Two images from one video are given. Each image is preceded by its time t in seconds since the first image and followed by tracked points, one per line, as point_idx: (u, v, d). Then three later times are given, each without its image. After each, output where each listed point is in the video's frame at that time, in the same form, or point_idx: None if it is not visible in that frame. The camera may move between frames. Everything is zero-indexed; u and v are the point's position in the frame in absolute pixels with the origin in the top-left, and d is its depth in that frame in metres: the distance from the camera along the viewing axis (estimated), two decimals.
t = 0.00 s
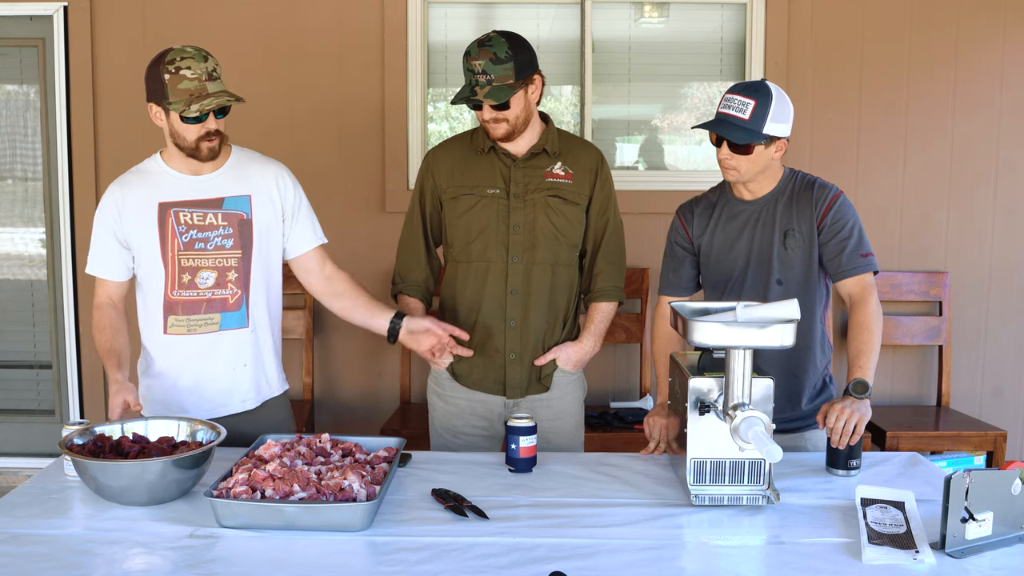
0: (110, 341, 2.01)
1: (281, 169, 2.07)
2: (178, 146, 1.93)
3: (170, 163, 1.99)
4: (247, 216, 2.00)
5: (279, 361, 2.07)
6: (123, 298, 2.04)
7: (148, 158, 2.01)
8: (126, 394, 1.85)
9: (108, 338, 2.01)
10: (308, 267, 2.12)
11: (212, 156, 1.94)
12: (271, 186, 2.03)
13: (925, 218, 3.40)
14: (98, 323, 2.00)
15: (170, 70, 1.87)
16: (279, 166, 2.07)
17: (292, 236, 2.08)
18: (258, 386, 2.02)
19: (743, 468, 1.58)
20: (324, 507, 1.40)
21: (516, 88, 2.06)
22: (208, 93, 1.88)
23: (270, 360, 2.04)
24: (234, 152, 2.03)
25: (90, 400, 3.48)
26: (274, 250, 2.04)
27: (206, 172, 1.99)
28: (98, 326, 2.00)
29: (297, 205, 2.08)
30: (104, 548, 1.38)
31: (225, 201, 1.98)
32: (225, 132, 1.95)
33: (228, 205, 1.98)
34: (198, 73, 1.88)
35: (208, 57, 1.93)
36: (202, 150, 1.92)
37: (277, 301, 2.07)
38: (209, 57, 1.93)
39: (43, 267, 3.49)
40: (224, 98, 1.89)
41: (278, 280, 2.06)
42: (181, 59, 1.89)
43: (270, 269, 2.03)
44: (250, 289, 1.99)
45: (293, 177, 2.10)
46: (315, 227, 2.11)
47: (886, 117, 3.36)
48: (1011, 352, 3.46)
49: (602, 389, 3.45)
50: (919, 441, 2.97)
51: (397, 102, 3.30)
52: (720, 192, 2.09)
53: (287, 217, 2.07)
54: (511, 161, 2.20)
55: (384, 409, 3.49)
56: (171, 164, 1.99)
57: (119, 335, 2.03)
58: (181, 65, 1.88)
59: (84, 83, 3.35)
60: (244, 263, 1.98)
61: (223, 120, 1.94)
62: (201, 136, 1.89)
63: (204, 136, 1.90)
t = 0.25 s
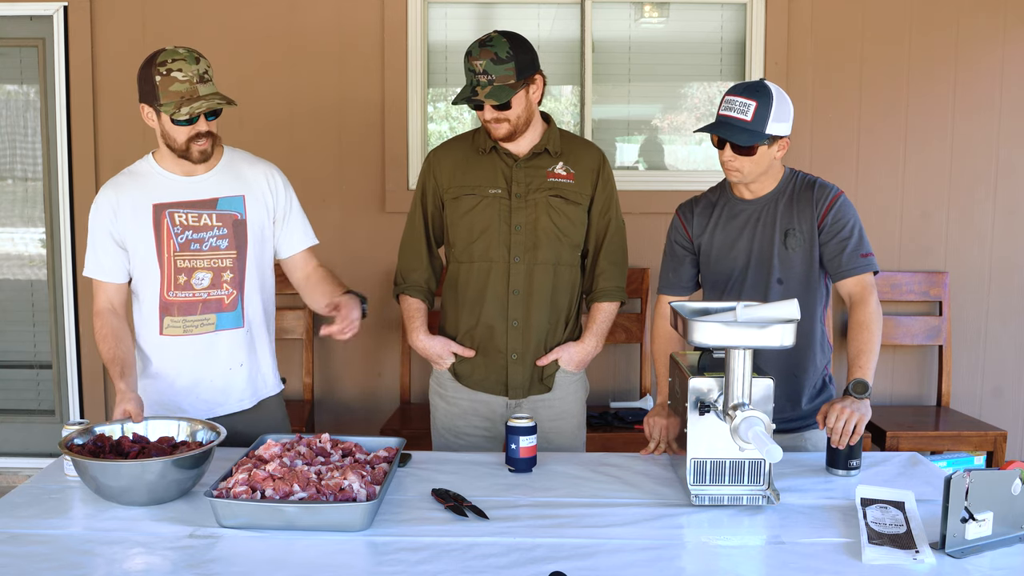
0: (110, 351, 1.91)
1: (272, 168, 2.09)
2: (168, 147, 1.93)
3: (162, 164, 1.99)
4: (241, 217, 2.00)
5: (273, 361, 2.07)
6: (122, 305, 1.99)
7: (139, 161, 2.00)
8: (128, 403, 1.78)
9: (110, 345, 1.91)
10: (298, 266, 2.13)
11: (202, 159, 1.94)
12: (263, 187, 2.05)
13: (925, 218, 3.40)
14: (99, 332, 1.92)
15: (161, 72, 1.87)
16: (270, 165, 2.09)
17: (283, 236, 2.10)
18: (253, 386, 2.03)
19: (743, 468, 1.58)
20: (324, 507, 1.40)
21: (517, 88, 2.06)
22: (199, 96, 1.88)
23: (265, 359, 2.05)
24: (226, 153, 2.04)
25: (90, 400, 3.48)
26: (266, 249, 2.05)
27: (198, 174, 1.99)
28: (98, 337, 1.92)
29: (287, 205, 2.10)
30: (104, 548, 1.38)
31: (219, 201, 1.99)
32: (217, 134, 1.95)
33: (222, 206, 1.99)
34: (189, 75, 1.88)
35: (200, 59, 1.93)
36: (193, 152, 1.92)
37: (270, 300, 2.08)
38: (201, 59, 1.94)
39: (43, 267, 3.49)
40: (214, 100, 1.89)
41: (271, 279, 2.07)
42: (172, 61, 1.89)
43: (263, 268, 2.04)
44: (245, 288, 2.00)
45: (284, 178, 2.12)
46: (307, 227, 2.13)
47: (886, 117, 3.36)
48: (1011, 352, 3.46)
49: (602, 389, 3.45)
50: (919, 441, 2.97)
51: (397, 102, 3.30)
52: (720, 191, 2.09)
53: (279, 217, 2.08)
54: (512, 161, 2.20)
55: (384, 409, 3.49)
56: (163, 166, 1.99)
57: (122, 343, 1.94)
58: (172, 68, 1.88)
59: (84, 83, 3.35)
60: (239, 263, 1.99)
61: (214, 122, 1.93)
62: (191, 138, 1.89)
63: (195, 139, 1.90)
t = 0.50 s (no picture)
0: (106, 356, 1.92)
1: (269, 169, 2.09)
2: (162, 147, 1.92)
3: (158, 164, 1.99)
4: (238, 217, 2.00)
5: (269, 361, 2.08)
6: (119, 306, 1.99)
7: (136, 160, 2.00)
8: (126, 407, 1.75)
9: (107, 351, 1.92)
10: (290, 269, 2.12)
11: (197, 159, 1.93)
12: (259, 187, 2.04)
13: (925, 218, 3.40)
14: (96, 336, 1.93)
15: (151, 73, 1.86)
16: (267, 166, 2.09)
17: (277, 240, 2.09)
18: (250, 387, 2.02)
19: (743, 467, 1.58)
20: (323, 507, 1.40)
21: (519, 87, 2.06)
22: (189, 96, 1.87)
23: (262, 360, 2.05)
24: (223, 154, 2.04)
25: (90, 400, 3.48)
26: (262, 250, 2.05)
27: (195, 174, 1.99)
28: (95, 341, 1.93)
29: (282, 205, 2.09)
30: (104, 548, 1.38)
31: (216, 202, 1.99)
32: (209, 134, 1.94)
33: (218, 206, 1.99)
34: (179, 76, 1.87)
35: (190, 59, 1.92)
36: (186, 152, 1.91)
37: (267, 301, 2.07)
38: (191, 59, 1.93)
39: (43, 267, 3.49)
40: (205, 101, 1.88)
41: (265, 281, 2.06)
42: (162, 62, 1.88)
43: (259, 269, 2.04)
44: (241, 289, 1.99)
45: (281, 179, 2.12)
46: (301, 227, 2.13)
47: (885, 117, 3.36)
48: (1011, 352, 3.46)
49: (602, 389, 3.45)
50: (918, 441, 2.97)
51: (397, 102, 3.30)
52: (720, 191, 2.09)
53: (275, 219, 2.08)
54: (513, 161, 2.20)
55: (384, 409, 3.49)
56: (159, 166, 1.99)
57: (119, 349, 1.94)
58: (161, 69, 1.87)
59: (84, 83, 3.35)
60: (235, 263, 1.99)
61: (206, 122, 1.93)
62: (184, 138, 1.89)
63: (188, 139, 1.89)
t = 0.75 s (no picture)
0: (103, 358, 1.92)
1: (265, 169, 2.09)
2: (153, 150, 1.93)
3: (152, 165, 1.99)
4: (233, 218, 2.00)
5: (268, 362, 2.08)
6: (115, 308, 2.00)
7: (131, 162, 2.00)
8: (126, 408, 1.76)
9: (104, 353, 1.93)
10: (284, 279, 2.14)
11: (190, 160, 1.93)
12: (255, 188, 2.04)
13: (925, 219, 3.40)
14: (93, 338, 1.94)
15: (138, 79, 1.86)
16: (263, 166, 2.09)
17: (272, 242, 2.09)
18: (246, 387, 2.02)
19: (743, 467, 1.58)
20: (324, 507, 1.40)
21: (519, 88, 2.06)
22: (177, 100, 1.87)
23: (259, 360, 2.04)
24: (217, 155, 2.03)
25: (90, 400, 3.48)
26: (257, 251, 2.06)
27: (189, 176, 1.99)
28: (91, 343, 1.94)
29: (277, 206, 2.09)
30: (104, 548, 1.38)
31: (210, 203, 1.98)
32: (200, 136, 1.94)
33: (213, 208, 1.98)
34: (166, 80, 1.87)
35: (178, 61, 1.92)
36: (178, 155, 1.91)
37: (263, 301, 2.07)
38: (179, 61, 1.92)
39: (43, 267, 3.49)
40: (194, 105, 1.88)
41: (262, 281, 2.06)
42: (149, 66, 1.88)
43: (255, 270, 2.04)
44: (236, 290, 1.99)
45: (276, 179, 2.12)
46: (296, 225, 2.12)
47: (885, 117, 3.36)
48: (1011, 352, 3.46)
49: (602, 389, 3.45)
50: (919, 441, 2.97)
51: (397, 102, 3.30)
52: (720, 191, 2.09)
53: (270, 220, 2.08)
54: (513, 161, 2.20)
55: (384, 409, 3.49)
56: (154, 167, 1.98)
57: (116, 351, 1.95)
58: (149, 73, 1.87)
59: (83, 83, 3.35)
60: (231, 265, 1.99)
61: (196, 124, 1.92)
62: (175, 141, 1.89)
63: (179, 143, 1.89)
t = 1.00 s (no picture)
0: (101, 360, 1.92)
1: (262, 169, 2.09)
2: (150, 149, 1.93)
3: (150, 166, 1.99)
4: (231, 219, 2.00)
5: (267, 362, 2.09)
6: (113, 309, 2.00)
7: (129, 162, 2.00)
8: (124, 408, 1.76)
9: (101, 355, 1.93)
10: (283, 278, 2.14)
11: (184, 158, 1.93)
12: (252, 189, 2.04)
13: (925, 219, 3.40)
14: (90, 340, 1.94)
15: (132, 75, 1.86)
16: (260, 167, 2.09)
17: (270, 240, 2.09)
18: (244, 388, 2.02)
19: (743, 467, 1.58)
20: (323, 507, 1.40)
21: (519, 88, 2.06)
22: (170, 97, 1.86)
23: (257, 361, 2.05)
24: (215, 155, 2.03)
25: (89, 400, 3.48)
26: (256, 252, 2.06)
27: (187, 177, 1.99)
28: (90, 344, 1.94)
29: (274, 206, 2.09)
30: (104, 548, 1.38)
31: (209, 204, 1.98)
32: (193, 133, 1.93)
33: (211, 209, 1.98)
34: (160, 77, 1.86)
35: (173, 58, 1.90)
36: (172, 153, 1.91)
37: (261, 302, 2.07)
38: (173, 58, 1.91)
39: (43, 267, 3.49)
40: (186, 101, 1.87)
41: (260, 281, 2.06)
42: (143, 62, 1.87)
43: (253, 270, 2.04)
44: (235, 291, 1.99)
45: (274, 179, 2.12)
46: (294, 227, 2.13)
47: (884, 118, 3.36)
48: (1011, 352, 3.46)
49: (602, 389, 3.45)
50: (919, 441, 2.97)
51: (397, 102, 3.30)
52: (721, 191, 2.08)
53: (268, 220, 2.08)
54: (513, 161, 2.20)
55: (384, 409, 3.49)
56: (152, 168, 1.98)
57: (113, 352, 1.95)
58: (143, 69, 1.86)
59: (83, 83, 3.35)
60: (229, 266, 1.99)
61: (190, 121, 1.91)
62: (169, 139, 1.89)
63: (172, 141, 1.89)
